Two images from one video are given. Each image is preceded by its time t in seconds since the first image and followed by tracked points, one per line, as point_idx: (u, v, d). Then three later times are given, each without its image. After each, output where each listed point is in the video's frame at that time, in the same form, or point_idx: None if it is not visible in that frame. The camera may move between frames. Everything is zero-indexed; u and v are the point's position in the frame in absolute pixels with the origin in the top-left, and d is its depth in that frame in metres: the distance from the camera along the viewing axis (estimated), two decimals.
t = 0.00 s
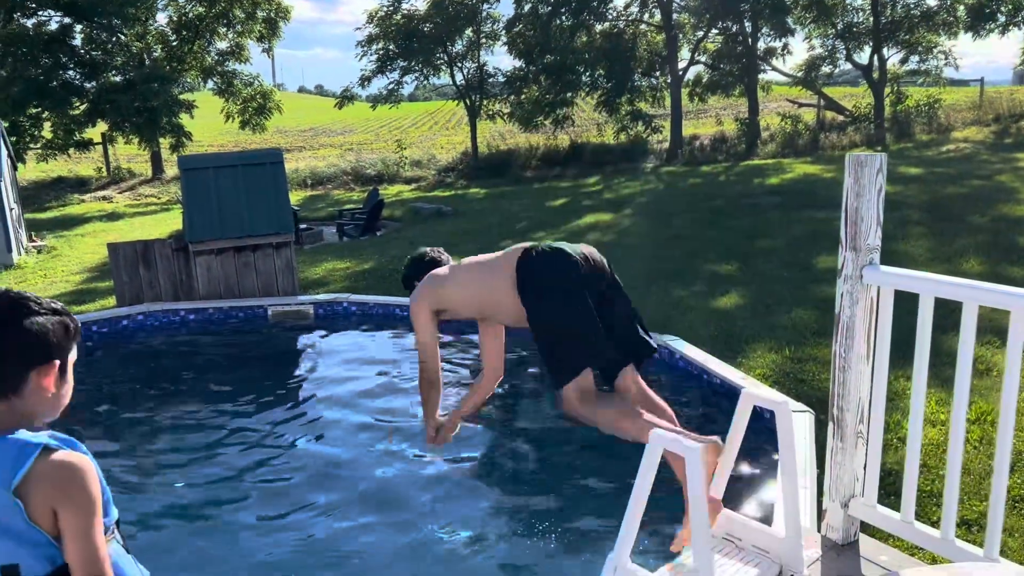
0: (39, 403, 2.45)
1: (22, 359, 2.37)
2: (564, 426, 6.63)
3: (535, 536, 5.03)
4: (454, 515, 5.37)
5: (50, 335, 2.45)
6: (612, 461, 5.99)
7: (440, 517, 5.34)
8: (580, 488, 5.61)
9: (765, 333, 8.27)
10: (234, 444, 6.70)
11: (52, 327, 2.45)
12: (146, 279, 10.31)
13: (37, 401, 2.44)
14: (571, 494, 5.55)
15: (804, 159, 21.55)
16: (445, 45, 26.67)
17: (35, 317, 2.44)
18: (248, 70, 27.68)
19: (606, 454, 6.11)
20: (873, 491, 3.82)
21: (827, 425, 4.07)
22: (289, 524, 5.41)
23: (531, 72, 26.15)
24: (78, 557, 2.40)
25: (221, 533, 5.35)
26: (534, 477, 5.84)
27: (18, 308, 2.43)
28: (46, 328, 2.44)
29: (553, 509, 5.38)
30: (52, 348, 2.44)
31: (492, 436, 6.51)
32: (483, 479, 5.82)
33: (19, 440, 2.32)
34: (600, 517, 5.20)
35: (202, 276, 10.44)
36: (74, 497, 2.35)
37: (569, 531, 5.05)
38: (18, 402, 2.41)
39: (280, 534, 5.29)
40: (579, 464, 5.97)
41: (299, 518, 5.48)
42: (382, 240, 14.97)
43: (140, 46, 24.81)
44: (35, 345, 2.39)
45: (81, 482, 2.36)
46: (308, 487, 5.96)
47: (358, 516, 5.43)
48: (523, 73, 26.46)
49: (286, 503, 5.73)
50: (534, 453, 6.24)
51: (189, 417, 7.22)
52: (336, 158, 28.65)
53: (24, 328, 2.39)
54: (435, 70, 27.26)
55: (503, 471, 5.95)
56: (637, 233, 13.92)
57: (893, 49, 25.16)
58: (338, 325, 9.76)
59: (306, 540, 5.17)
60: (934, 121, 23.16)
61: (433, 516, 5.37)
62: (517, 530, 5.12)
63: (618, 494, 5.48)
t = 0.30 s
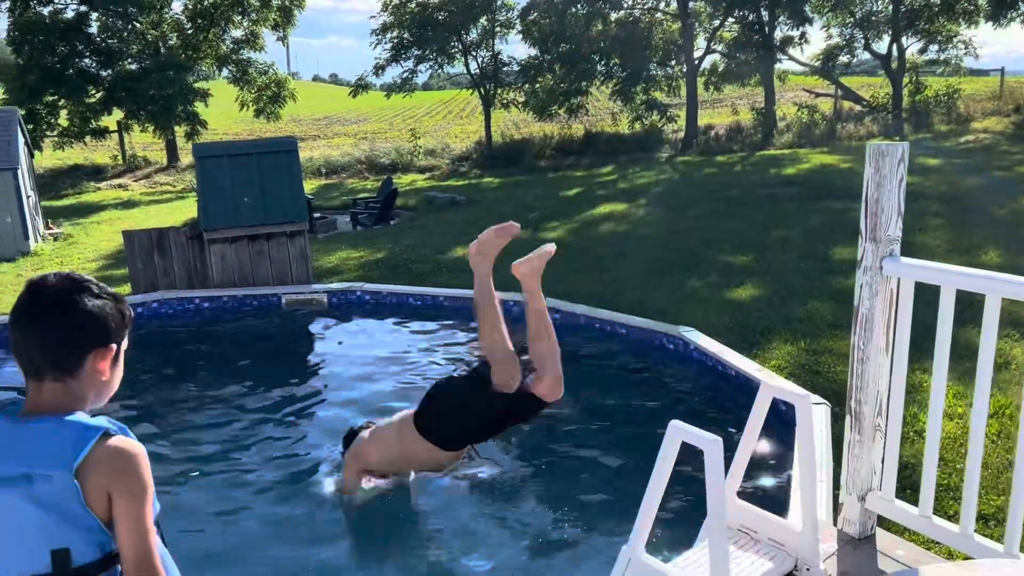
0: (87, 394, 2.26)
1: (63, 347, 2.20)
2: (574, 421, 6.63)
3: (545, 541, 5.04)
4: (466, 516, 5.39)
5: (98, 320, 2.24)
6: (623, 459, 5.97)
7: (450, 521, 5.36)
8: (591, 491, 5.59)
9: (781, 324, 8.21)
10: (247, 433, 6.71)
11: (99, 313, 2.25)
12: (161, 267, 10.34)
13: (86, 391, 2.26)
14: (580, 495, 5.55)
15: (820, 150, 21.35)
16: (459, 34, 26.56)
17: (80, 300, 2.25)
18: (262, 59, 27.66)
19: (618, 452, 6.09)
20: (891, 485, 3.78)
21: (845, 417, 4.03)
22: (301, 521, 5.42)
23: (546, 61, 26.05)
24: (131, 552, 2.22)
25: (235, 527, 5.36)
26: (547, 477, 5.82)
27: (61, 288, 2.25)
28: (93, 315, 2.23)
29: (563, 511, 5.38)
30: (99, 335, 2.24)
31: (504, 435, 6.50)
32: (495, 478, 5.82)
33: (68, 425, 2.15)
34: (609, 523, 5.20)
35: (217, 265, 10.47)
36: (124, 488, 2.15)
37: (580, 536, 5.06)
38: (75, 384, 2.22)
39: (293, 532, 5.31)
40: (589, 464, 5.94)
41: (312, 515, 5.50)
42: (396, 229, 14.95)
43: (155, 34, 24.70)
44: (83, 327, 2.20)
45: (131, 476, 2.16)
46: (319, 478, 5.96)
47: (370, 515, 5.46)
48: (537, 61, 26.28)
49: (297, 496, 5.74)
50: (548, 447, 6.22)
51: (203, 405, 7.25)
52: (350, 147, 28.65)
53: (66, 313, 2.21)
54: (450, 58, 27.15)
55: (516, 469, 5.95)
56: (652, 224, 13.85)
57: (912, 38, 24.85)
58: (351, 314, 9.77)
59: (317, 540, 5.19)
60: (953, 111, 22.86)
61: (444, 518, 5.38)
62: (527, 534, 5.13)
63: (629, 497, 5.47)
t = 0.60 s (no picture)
0: (77, 382, 2.21)
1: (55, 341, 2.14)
2: (594, 413, 6.60)
3: (565, 533, 5.03)
4: (484, 508, 5.39)
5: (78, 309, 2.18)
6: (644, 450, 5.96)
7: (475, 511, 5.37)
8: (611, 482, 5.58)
9: (802, 315, 8.15)
10: (267, 420, 6.74)
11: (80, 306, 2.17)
12: (181, 255, 10.41)
13: (77, 379, 2.20)
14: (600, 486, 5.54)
15: (841, 140, 21.12)
16: (477, 22, 26.46)
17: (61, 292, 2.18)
18: (281, 48, 27.72)
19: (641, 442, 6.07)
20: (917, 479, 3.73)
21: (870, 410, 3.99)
22: (323, 509, 5.44)
23: (564, 49, 25.97)
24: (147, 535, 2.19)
25: (257, 514, 5.39)
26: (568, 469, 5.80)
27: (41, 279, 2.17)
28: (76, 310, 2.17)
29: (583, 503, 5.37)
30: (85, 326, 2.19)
31: (525, 425, 6.49)
32: (517, 471, 5.82)
33: (73, 414, 2.09)
34: (631, 515, 5.19)
35: (236, 254, 10.48)
36: (136, 471, 2.12)
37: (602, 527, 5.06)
38: (69, 371, 2.17)
39: (316, 519, 5.33)
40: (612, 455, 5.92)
41: (337, 502, 5.53)
42: (414, 219, 14.95)
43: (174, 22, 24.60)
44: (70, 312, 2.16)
45: (140, 460, 2.12)
46: (343, 466, 5.98)
47: (391, 505, 5.47)
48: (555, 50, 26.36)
49: (320, 484, 5.77)
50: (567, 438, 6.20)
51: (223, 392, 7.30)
52: (367, 136, 28.67)
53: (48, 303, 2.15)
54: (467, 47, 27.06)
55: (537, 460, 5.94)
56: (670, 214, 13.77)
57: (935, 26, 24.49)
58: (369, 303, 9.79)
59: (340, 529, 5.22)
60: (976, 101, 22.54)
61: (463, 509, 5.38)
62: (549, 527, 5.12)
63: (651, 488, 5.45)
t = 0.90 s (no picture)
0: None
1: None
2: (614, 405, 6.56)
3: (580, 526, 5.02)
4: (502, 499, 5.41)
5: None
6: (662, 444, 5.92)
7: (487, 505, 5.35)
8: (629, 475, 5.56)
9: (823, 308, 8.09)
10: (286, 412, 6.77)
11: None
12: (203, 246, 10.42)
13: None
14: (616, 480, 5.51)
15: (863, 130, 20.89)
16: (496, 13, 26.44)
17: None
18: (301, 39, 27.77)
19: (658, 437, 6.04)
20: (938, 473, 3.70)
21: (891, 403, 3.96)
22: (339, 500, 5.46)
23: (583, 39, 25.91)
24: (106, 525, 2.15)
25: (278, 503, 5.45)
26: (583, 462, 5.79)
27: None
28: None
29: (597, 496, 5.35)
30: None
31: (543, 419, 6.47)
32: (533, 464, 5.81)
33: (11, 434, 2.08)
34: (646, 508, 5.16)
35: (257, 245, 10.53)
36: (88, 473, 2.11)
37: (616, 521, 5.03)
38: None
39: (332, 511, 5.36)
40: (629, 449, 5.90)
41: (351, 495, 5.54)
42: (433, 210, 14.95)
43: (197, 15, 24.72)
44: None
45: (89, 463, 2.11)
46: (359, 458, 6.00)
47: (407, 497, 5.48)
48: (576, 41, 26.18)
49: (337, 475, 5.78)
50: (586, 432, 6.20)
51: (244, 381, 7.38)
52: (386, 127, 28.73)
53: None
54: (486, 37, 27.06)
55: (553, 454, 5.93)
56: (690, 205, 13.71)
57: (961, 15, 24.13)
58: (388, 293, 9.78)
59: (355, 521, 5.24)
60: (1003, 91, 22.18)
61: (483, 500, 5.42)
62: (563, 521, 5.10)
63: (667, 483, 5.41)
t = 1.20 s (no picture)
0: None
1: None
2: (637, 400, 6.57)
3: (601, 518, 5.03)
4: (525, 492, 5.43)
5: None
6: (686, 441, 5.88)
7: (509, 499, 5.36)
8: (652, 468, 5.57)
9: (846, 304, 8.03)
10: (310, 406, 6.81)
11: None
12: (228, 240, 10.50)
13: None
14: (637, 476, 5.49)
15: (890, 124, 20.64)
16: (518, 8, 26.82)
17: None
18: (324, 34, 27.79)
19: (680, 432, 6.01)
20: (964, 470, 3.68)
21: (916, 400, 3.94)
22: (363, 492, 5.51)
23: (605, 33, 26.03)
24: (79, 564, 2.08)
25: (303, 495, 5.51)
26: (606, 457, 5.77)
27: None
28: None
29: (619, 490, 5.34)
30: None
31: (565, 414, 6.46)
32: (556, 459, 5.80)
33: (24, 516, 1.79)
34: (669, 503, 5.14)
35: (282, 239, 10.59)
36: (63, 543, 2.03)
37: (638, 517, 5.02)
38: None
39: (356, 503, 5.39)
40: (650, 444, 5.88)
41: (374, 488, 5.56)
42: (454, 204, 15.00)
43: (220, 9, 24.63)
44: None
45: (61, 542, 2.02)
46: (382, 454, 6.01)
47: (431, 491, 5.50)
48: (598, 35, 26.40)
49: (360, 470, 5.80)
50: (608, 426, 6.21)
51: (268, 373, 7.46)
52: (409, 122, 28.81)
53: None
54: (508, 31, 27.44)
55: (575, 449, 5.92)
56: (713, 199, 13.65)
57: (989, 7, 23.75)
58: (409, 288, 9.79)
59: (380, 514, 5.27)
60: None
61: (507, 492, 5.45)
62: (584, 515, 5.10)
63: (690, 479, 5.38)
